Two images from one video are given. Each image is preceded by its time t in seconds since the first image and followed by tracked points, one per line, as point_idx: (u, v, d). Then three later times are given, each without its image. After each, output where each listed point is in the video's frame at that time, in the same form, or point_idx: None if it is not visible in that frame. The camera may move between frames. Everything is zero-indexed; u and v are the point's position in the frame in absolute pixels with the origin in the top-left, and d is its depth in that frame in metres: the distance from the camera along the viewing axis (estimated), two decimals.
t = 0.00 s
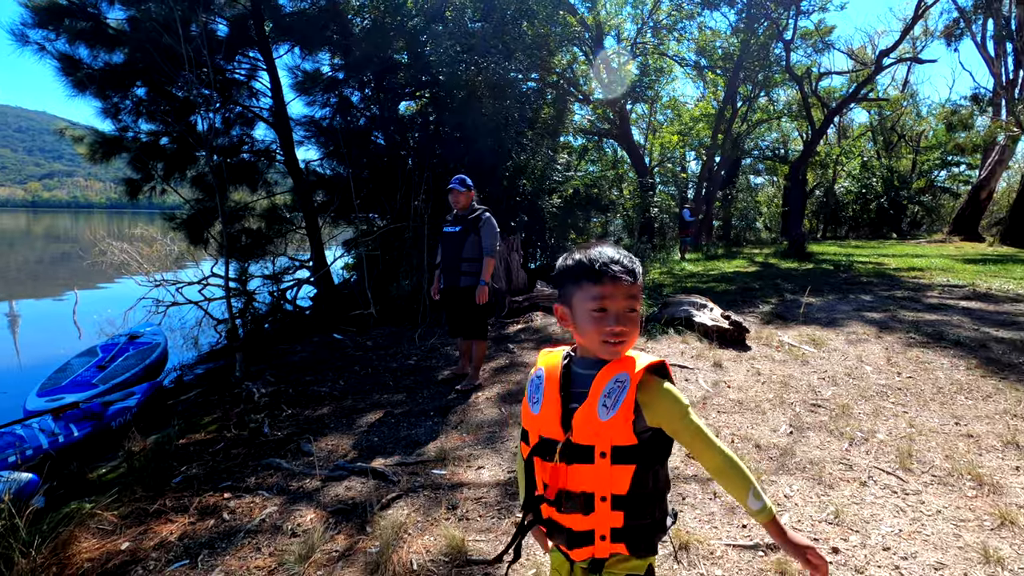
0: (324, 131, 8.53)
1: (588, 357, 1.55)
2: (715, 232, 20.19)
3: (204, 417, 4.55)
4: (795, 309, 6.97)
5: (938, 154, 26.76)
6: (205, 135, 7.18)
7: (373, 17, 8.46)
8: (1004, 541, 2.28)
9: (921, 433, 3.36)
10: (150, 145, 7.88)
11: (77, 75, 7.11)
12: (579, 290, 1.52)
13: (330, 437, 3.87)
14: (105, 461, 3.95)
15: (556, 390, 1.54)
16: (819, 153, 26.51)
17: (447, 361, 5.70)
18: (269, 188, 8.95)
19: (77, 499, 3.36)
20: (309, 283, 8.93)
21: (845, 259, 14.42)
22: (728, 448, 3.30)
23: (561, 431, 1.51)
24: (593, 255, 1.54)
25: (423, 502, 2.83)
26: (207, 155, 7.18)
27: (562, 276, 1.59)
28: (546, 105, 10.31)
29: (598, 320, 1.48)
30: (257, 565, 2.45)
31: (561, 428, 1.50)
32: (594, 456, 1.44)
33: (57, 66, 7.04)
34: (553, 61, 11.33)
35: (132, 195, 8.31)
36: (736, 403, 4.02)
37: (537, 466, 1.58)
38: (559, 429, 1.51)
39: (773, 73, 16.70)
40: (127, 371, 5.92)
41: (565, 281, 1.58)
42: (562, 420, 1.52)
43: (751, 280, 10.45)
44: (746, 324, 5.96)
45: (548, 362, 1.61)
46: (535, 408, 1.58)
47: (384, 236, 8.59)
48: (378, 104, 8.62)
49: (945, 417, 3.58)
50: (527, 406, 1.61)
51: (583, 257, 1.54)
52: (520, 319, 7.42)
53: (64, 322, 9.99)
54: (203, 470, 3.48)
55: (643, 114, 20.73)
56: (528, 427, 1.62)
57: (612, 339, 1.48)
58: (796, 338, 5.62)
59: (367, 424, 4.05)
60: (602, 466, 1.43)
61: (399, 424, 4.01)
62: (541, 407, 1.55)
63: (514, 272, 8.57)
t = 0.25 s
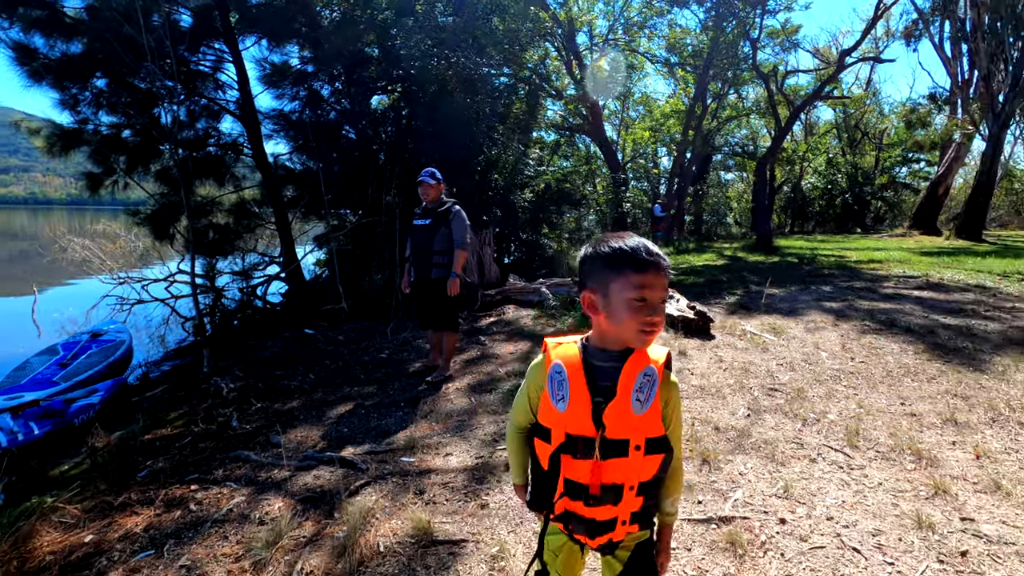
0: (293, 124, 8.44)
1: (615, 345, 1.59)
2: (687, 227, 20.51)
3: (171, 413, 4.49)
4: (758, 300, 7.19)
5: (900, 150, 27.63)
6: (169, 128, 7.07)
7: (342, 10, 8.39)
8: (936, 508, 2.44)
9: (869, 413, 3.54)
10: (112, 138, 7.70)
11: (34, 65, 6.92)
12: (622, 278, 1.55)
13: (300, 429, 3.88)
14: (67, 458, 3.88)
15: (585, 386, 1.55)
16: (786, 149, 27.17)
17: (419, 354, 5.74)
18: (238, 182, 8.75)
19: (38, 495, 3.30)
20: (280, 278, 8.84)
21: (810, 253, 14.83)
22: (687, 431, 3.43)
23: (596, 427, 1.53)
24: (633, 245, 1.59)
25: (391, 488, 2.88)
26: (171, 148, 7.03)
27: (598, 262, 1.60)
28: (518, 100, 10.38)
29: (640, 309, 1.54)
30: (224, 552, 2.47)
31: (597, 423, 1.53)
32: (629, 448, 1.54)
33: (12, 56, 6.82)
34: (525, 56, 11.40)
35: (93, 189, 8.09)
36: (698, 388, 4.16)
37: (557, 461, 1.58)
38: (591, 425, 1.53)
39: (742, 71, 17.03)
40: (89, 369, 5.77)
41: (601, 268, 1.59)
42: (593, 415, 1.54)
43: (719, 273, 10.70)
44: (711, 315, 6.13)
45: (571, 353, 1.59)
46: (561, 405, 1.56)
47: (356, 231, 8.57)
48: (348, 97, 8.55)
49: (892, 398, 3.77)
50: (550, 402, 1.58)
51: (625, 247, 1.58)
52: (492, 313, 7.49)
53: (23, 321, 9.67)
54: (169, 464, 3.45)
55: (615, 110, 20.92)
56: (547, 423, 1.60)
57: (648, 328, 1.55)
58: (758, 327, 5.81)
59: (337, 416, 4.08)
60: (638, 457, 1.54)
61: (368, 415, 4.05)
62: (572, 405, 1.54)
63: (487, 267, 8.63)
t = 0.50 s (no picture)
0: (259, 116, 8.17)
1: (640, 336, 1.47)
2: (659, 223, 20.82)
3: (132, 410, 4.43)
4: (722, 292, 7.41)
5: (863, 149, 28.48)
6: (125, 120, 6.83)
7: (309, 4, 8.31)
8: (870, 483, 2.60)
9: (816, 398, 3.71)
10: (70, 130, 7.53)
11: None
12: (645, 269, 1.41)
13: (265, 423, 3.88)
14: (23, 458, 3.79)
15: (633, 374, 1.41)
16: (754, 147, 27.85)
17: (387, 348, 5.76)
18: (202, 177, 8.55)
19: None
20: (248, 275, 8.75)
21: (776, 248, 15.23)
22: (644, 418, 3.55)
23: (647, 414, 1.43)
24: (653, 232, 1.46)
25: (354, 477, 2.93)
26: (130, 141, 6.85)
27: (617, 251, 1.46)
28: (489, 97, 10.44)
29: (665, 301, 1.41)
30: (184, 542, 2.48)
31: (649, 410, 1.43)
32: (676, 430, 1.47)
33: None
34: (497, 53, 11.46)
35: (50, 183, 7.85)
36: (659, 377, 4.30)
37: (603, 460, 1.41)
38: (643, 413, 1.41)
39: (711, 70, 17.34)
40: (47, 367, 5.61)
41: (621, 257, 1.45)
42: (642, 402, 1.42)
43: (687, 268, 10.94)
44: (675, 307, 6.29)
45: (600, 343, 1.42)
46: (613, 398, 1.38)
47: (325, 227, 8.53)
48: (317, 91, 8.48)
49: (839, 383, 3.97)
50: (599, 396, 1.38)
51: (644, 234, 1.45)
52: (463, 307, 7.53)
53: None
54: (129, 460, 3.42)
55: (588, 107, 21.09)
56: (592, 418, 1.40)
57: (673, 318, 1.43)
58: (719, 318, 6.00)
59: (302, 410, 4.09)
60: (685, 437, 1.49)
61: (334, 408, 4.07)
62: (627, 395, 1.38)
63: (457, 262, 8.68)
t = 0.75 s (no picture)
0: (226, 110, 8.04)
1: (615, 315, 1.59)
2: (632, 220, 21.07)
3: (93, 408, 4.39)
4: (686, 286, 7.62)
5: (830, 148, 29.22)
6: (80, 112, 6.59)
7: None
8: (804, 463, 2.77)
9: (765, 385, 3.89)
10: (26, 123, 7.33)
11: None
12: (609, 248, 1.54)
13: (227, 419, 3.88)
14: None
15: (623, 355, 1.53)
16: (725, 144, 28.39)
17: (354, 344, 5.79)
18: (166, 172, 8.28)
19: None
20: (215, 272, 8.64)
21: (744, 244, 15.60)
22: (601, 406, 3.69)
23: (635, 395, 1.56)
24: (618, 215, 1.58)
25: (314, 468, 2.98)
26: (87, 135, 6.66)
27: (583, 237, 1.60)
28: (460, 93, 10.47)
29: (632, 276, 1.52)
30: (141, 534, 2.51)
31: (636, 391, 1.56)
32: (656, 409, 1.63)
33: None
34: (468, 49, 11.48)
35: (6, 178, 7.61)
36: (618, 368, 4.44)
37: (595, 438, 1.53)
38: (635, 392, 1.55)
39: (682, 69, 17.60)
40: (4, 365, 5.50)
41: (587, 242, 1.59)
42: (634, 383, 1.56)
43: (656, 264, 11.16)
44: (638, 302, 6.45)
45: (582, 327, 1.51)
46: (610, 380, 1.50)
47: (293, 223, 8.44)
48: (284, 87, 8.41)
49: (787, 372, 4.15)
50: (597, 378, 1.48)
51: (615, 218, 1.57)
52: (432, 303, 7.58)
53: None
54: (86, 457, 3.39)
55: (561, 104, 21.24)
56: (588, 401, 1.51)
57: (642, 293, 1.53)
58: (681, 311, 6.18)
59: (264, 405, 4.10)
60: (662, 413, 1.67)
61: (298, 402, 4.10)
62: (622, 376, 1.50)
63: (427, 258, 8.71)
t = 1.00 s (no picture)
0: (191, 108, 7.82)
1: (593, 317, 1.59)
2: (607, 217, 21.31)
3: (50, 410, 4.33)
4: (652, 282, 7.78)
5: (798, 147, 29.94)
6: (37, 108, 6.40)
7: None
8: (748, 450, 2.91)
9: (719, 377, 4.04)
10: None
11: None
12: (584, 251, 1.53)
13: (190, 419, 3.87)
14: None
15: (610, 356, 1.55)
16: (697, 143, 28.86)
17: (322, 343, 5.79)
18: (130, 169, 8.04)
19: None
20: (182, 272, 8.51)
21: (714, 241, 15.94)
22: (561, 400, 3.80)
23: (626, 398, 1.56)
24: (596, 219, 1.56)
25: (275, 465, 3.01)
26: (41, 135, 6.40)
27: (556, 238, 1.59)
28: (430, 91, 10.47)
29: (607, 275, 1.51)
30: (97, 533, 2.51)
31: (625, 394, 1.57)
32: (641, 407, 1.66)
33: None
34: (439, 46, 11.46)
35: None
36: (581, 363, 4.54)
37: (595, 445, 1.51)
38: (628, 391, 1.57)
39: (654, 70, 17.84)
40: None
41: (561, 243, 1.58)
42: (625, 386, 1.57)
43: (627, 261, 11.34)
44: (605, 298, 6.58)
45: (567, 336, 1.48)
46: (606, 385, 1.50)
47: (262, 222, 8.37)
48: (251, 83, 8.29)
49: (741, 364, 4.32)
50: (596, 386, 1.47)
51: (593, 222, 1.55)
52: (402, 301, 7.60)
53: None
54: (42, 459, 3.36)
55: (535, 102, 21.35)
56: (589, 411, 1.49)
57: (619, 297, 1.53)
58: (646, 307, 6.33)
59: (228, 404, 4.10)
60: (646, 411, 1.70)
61: (263, 401, 4.11)
62: (615, 378, 1.52)
63: (398, 256, 8.72)
